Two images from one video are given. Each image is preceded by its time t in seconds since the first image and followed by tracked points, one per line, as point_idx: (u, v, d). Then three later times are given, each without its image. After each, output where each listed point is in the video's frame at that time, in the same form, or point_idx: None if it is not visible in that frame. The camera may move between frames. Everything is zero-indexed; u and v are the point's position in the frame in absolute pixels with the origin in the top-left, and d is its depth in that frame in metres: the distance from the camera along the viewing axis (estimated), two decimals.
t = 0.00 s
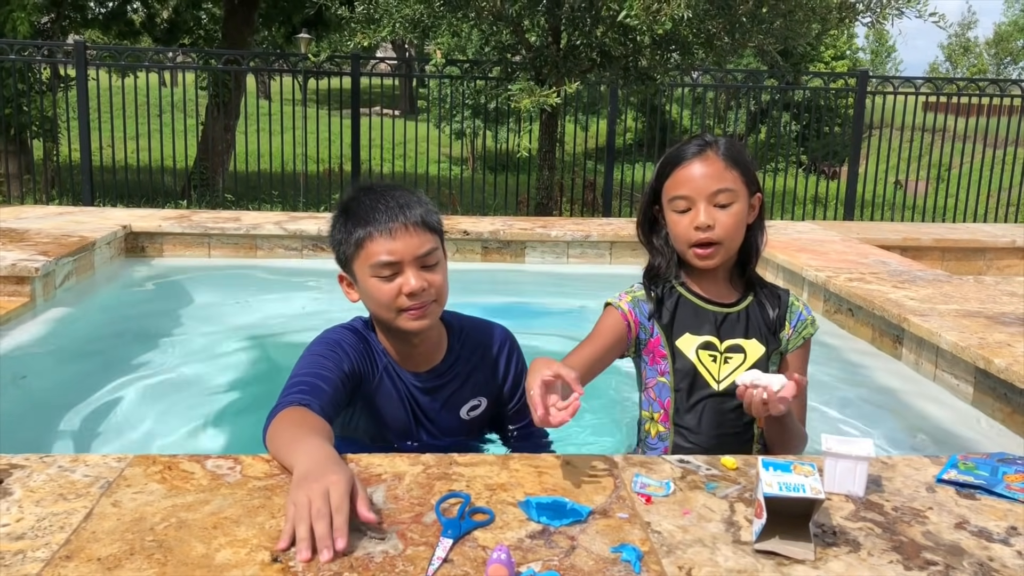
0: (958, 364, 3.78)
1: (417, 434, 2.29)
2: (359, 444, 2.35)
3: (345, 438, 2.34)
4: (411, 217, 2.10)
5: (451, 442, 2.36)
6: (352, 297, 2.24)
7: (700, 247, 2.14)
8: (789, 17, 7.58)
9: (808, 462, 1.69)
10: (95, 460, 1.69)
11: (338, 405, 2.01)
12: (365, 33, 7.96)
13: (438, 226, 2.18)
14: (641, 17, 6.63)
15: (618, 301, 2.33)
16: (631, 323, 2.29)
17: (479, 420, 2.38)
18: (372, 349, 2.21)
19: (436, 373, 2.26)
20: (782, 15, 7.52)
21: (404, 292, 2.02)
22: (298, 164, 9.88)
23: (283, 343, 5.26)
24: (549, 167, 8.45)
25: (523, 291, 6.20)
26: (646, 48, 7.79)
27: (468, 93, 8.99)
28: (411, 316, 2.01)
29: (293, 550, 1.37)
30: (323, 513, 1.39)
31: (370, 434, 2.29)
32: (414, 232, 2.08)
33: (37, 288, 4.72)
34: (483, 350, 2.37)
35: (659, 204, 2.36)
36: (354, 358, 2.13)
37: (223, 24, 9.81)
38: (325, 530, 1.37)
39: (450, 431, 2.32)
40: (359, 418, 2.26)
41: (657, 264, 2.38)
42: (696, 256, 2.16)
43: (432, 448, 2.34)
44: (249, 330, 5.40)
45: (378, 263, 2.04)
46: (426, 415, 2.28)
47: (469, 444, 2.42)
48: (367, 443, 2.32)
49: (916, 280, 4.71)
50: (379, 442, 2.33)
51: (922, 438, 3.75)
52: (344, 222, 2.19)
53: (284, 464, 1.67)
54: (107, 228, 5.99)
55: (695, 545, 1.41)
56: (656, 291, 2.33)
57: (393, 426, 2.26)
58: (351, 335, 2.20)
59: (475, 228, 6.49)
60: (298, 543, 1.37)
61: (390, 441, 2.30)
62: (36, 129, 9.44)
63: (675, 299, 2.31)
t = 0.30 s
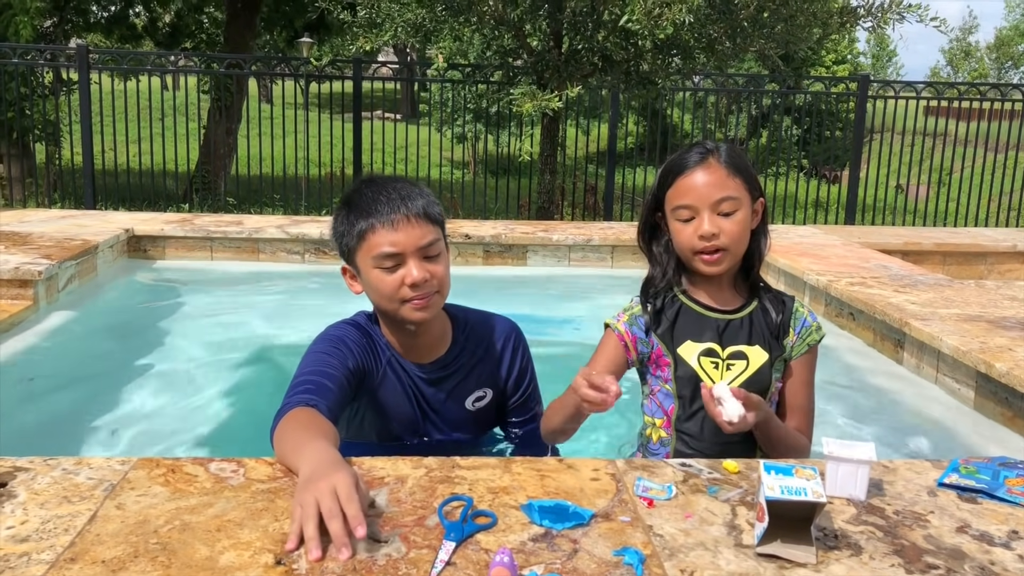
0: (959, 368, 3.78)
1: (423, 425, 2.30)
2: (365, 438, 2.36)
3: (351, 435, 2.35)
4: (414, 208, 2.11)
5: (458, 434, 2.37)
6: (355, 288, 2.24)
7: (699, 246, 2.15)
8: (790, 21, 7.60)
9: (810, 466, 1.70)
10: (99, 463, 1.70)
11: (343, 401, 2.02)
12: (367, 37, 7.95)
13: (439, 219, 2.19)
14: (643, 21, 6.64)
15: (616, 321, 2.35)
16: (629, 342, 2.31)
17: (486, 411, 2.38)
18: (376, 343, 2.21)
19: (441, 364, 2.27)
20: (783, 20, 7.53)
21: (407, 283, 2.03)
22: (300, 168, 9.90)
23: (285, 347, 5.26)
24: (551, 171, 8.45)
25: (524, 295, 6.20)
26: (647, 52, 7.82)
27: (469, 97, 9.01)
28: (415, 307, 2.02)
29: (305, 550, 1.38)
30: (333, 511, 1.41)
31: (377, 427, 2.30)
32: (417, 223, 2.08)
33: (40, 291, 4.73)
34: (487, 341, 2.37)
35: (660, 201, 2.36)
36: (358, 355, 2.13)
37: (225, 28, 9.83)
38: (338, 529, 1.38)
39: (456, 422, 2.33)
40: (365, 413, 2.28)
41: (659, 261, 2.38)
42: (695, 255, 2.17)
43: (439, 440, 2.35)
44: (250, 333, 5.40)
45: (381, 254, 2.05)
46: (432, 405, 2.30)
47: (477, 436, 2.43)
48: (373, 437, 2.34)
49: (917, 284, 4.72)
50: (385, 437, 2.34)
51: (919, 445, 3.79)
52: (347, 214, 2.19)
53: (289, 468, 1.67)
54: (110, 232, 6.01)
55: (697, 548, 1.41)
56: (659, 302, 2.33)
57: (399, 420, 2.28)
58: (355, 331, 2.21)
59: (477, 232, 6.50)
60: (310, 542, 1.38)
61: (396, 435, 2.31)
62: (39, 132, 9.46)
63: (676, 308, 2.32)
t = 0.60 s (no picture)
0: (960, 372, 3.77)
1: (427, 429, 2.30)
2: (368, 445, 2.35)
3: (354, 441, 2.35)
4: (416, 212, 2.12)
5: (461, 437, 2.37)
6: (355, 296, 2.24)
7: (699, 252, 2.14)
8: (790, 24, 7.60)
9: (812, 470, 1.70)
10: (101, 465, 1.70)
11: (344, 409, 2.02)
12: (368, 40, 7.95)
13: (440, 223, 2.20)
14: (644, 25, 6.64)
15: (605, 328, 2.43)
16: (615, 350, 2.39)
17: (488, 412, 2.39)
18: (377, 350, 2.21)
19: (442, 370, 2.27)
20: (785, 23, 7.53)
21: (412, 285, 2.03)
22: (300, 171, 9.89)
23: (286, 350, 5.26)
24: (552, 175, 8.46)
25: (525, 299, 6.20)
26: (649, 55, 7.76)
27: (471, 100, 9.01)
28: (421, 309, 2.03)
29: (306, 553, 1.39)
30: (334, 515, 1.41)
31: (380, 434, 2.30)
32: (419, 226, 2.09)
33: (42, 293, 4.73)
34: (486, 344, 2.37)
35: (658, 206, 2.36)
36: (358, 361, 2.13)
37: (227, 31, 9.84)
38: (339, 532, 1.39)
39: (458, 424, 2.34)
40: (367, 420, 2.28)
41: (658, 267, 2.39)
42: (692, 261, 2.17)
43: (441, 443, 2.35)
44: (252, 336, 5.40)
45: (385, 257, 2.05)
46: (434, 408, 2.30)
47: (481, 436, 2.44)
48: (377, 443, 2.33)
49: (918, 288, 4.71)
50: (387, 442, 2.33)
51: (920, 451, 3.80)
52: (347, 220, 2.19)
53: (290, 470, 1.67)
54: (111, 234, 6.01)
55: (699, 552, 1.41)
56: (644, 306, 2.37)
57: (402, 425, 2.27)
58: (355, 338, 2.21)
59: (478, 235, 6.50)
60: (311, 545, 1.39)
61: (399, 440, 2.31)
62: (40, 135, 9.46)
63: (665, 312, 2.33)
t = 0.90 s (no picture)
0: (961, 374, 3.77)
1: (430, 434, 2.30)
2: (370, 450, 2.35)
3: (357, 447, 2.35)
4: (416, 220, 2.12)
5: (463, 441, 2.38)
6: (355, 304, 2.24)
7: (694, 261, 2.14)
8: (790, 25, 7.61)
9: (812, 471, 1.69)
10: (100, 468, 1.70)
11: (348, 414, 2.02)
12: (369, 41, 7.94)
13: (440, 230, 2.20)
14: (644, 26, 6.64)
15: (599, 329, 2.43)
16: (608, 351, 2.37)
17: (489, 415, 2.40)
18: (378, 356, 2.20)
19: (443, 375, 2.27)
20: (785, 24, 7.55)
21: (413, 293, 2.03)
22: (300, 172, 9.89)
23: (285, 352, 5.26)
24: (552, 176, 8.46)
25: (525, 300, 6.20)
26: (649, 56, 7.76)
27: (471, 102, 9.01)
28: (422, 317, 2.02)
29: (305, 556, 1.38)
30: (332, 517, 1.41)
31: (382, 438, 2.30)
32: (420, 235, 2.09)
33: (42, 295, 4.74)
34: (487, 348, 2.37)
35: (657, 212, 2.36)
36: (361, 368, 2.13)
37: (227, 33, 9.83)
38: (338, 535, 1.38)
39: (461, 427, 2.35)
40: (370, 425, 2.27)
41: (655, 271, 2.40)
42: (687, 271, 2.17)
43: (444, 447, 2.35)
44: (252, 338, 5.40)
45: (386, 265, 2.05)
46: (436, 412, 2.30)
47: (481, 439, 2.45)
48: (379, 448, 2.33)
49: (919, 289, 4.71)
50: (389, 447, 2.33)
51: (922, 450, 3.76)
52: (347, 230, 2.19)
53: (290, 472, 1.67)
54: (112, 236, 6.01)
55: (699, 554, 1.41)
56: (639, 306, 2.37)
57: (405, 430, 2.27)
58: (356, 344, 2.20)
59: (478, 236, 6.50)
60: (309, 548, 1.38)
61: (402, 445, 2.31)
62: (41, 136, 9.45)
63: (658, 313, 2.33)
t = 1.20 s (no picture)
0: (962, 372, 3.78)
1: (430, 428, 2.29)
2: (372, 448, 2.34)
3: (358, 445, 2.35)
4: (416, 217, 2.11)
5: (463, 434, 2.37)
6: (353, 297, 2.24)
7: (674, 260, 2.16)
8: (790, 23, 7.62)
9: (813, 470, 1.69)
10: (99, 467, 1.69)
11: (347, 411, 2.01)
12: (369, 40, 7.92)
13: (440, 227, 2.18)
14: (644, 24, 6.63)
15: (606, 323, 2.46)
16: (611, 344, 2.41)
17: (487, 407, 2.39)
18: (376, 351, 2.20)
19: (440, 369, 2.26)
20: (785, 22, 7.55)
21: (409, 291, 2.03)
22: (300, 171, 9.89)
23: (285, 352, 5.25)
24: (553, 174, 8.46)
25: (525, 299, 6.19)
26: (649, 55, 7.71)
27: (472, 101, 9.01)
28: (417, 315, 2.02)
29: (304, 555, 1.38)
30: (331, 517, 1.40)
31: (383, 435, 2.30)
32: (419, 232, 2.08)
33: (42, 295, 4.74)
34: (484, 339, 2.37)
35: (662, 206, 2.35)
36: (359, 364, 2.12)
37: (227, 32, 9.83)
38: (338, 535, 1.38)
39: (461, 421, 2.34)
40: (369, 422, 2.27)
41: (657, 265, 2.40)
42: (671, 267, 2.18)
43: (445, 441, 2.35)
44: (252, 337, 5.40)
45: (384, 262, 2.05)
46: (435, 407, 2.29)
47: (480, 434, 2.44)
48: (380, 445, 2.33)
49: (920, 287, 4.70)
50: (390, 443, 2.32)
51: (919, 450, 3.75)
52: (347, 222, 2.18)
53: (289, 471, 1.67)
54: (111, 235, 6.01)
55: (699, 553, 1.40)
56: (644, 302, 2.39)
57: (405, 425, 2.27)
58: (355, 340, 2.19)
59: (479, 235, 6.49)
60: (308, 548, 1.38)
61: (402, 441, 2.30)
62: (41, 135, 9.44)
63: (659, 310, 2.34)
